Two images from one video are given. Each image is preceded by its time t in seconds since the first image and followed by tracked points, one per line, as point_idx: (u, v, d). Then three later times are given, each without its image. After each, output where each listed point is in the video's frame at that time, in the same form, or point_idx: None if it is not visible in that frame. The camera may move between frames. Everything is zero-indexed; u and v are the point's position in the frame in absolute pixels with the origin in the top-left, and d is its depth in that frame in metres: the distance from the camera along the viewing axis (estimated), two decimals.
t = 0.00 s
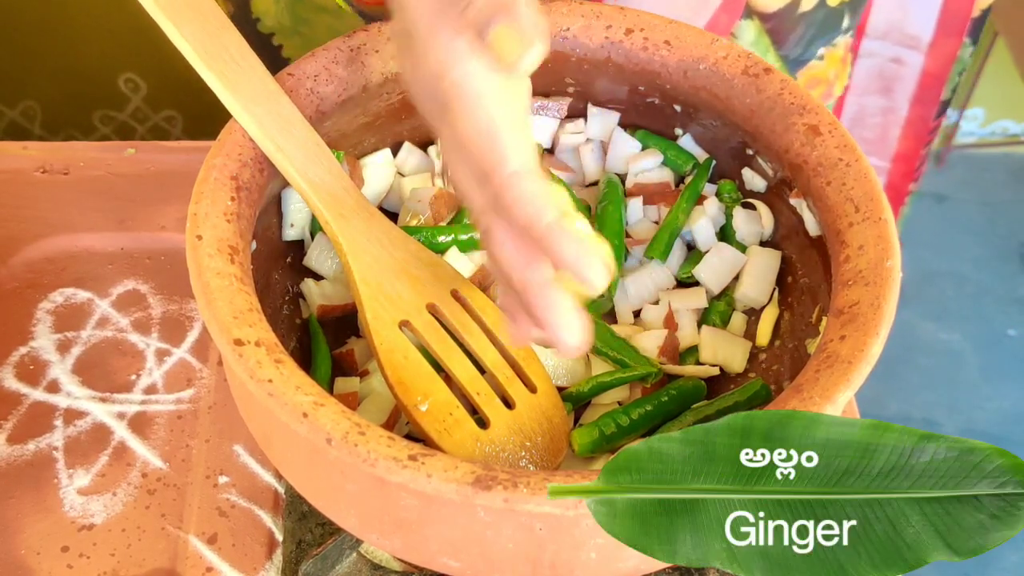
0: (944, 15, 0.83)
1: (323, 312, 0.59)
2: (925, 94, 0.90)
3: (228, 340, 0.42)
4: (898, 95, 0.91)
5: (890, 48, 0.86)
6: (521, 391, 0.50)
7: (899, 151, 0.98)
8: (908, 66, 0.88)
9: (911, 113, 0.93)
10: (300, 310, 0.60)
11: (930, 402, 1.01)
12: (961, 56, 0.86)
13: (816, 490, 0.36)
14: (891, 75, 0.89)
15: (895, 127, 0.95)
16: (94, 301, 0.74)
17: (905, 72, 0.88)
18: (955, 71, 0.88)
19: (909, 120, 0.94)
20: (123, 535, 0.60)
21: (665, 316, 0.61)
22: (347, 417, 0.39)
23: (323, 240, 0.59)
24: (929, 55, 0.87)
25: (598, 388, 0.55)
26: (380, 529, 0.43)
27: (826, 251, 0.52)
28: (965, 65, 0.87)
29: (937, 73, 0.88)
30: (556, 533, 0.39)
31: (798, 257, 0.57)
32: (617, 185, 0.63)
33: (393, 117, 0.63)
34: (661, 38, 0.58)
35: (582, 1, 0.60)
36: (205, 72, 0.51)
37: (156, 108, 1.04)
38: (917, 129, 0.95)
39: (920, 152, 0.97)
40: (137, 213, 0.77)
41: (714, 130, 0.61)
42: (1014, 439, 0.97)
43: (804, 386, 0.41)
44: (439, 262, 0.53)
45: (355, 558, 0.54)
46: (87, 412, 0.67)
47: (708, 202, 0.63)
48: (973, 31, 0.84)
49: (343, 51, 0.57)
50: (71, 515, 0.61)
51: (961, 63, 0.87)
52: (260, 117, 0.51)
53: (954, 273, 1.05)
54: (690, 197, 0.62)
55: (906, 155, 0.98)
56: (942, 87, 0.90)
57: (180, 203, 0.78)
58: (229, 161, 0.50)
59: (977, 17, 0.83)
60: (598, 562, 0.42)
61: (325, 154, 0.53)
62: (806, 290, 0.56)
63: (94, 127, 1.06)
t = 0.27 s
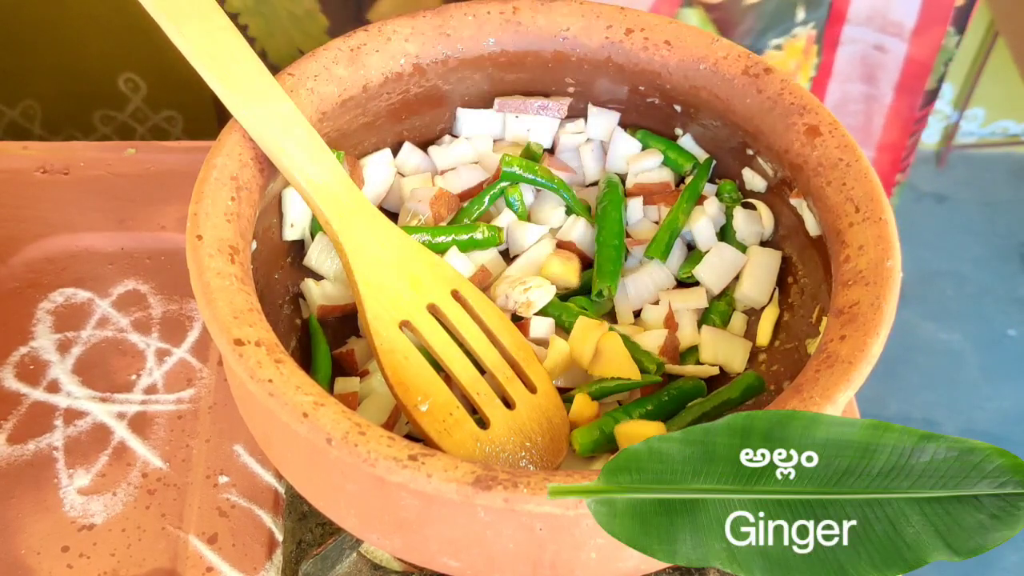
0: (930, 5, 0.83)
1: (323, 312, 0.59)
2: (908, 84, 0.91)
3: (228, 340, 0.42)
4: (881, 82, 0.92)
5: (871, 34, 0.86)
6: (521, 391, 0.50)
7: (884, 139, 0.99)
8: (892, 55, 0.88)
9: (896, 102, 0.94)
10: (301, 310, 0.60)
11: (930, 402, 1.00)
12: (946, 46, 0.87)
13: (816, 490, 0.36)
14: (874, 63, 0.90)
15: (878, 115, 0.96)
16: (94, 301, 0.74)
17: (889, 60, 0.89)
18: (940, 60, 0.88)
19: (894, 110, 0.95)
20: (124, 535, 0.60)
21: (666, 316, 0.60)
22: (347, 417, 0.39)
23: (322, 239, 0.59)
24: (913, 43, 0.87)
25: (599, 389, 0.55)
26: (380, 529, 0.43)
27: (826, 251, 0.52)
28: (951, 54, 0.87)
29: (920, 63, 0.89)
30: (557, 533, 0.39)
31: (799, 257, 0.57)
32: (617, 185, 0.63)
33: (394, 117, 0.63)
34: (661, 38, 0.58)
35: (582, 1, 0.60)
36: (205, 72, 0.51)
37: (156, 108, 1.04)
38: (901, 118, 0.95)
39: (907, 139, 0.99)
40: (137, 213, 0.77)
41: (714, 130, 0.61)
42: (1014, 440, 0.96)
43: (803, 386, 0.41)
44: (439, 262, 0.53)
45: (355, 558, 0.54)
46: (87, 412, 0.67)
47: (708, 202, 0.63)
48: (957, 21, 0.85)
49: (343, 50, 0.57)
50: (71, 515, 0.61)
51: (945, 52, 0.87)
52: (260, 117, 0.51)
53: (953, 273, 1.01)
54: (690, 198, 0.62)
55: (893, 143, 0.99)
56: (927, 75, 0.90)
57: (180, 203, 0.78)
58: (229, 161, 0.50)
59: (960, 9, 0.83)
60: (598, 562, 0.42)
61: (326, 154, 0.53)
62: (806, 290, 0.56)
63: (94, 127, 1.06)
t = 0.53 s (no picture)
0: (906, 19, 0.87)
1: (323, 312, 0.59)
2: (887, 86, 0.95)
3: (228, 340, 0.42)
4: (862, 80, 0.95)
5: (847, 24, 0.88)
6: (521, 391, 0.50)
7: (870, 135, 1.02)
8: (870, 57, 0.92)
9: (878, 98, 0.97)
10: (300, 310, 0.60)
11: (929, 401, 0.98)
12: (929, 50, 0.90)
13: (816, 491, 0.36)
14: (853, 62, 0.93)
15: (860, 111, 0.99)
16: (94, 302, 0.74)
17: (865, 61, 0.92)
18: (925, 65, 0.92)
19: (878, 105, 0.97)
20: (123, 535, 0.60)
21: (666, 316, 0.60)
22: (347, 417, 0.39)
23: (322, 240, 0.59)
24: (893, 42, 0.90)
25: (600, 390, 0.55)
26: (380, 529, 0.43)
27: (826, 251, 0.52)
28: (935, 58, 0.91)
29: (901, 63, 0.92)
30: (557, 533, 0.39)
31: (799, 257, 0.57)
32: (617, 185, 0.63)
33: (394, 118, 0.63)
34: (661, 38, 0.58)
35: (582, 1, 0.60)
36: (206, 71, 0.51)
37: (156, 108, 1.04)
38: (884, 116, 0.98)
39: (899, 145, 1.02)
40: (137, 213, 0.77)
41: (714, 130, 0.61)
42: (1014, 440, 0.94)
43: (803, 386, 0.41)
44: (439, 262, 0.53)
45: (355, 558, 0.54)
46: (87, 412, 0.67)
47: (708, 202, 0.63)
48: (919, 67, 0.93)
49: (343, 51, 0.57)
50: (71, 515, 0.61)
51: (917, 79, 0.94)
52: (261, 118, 0.51)
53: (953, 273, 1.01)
54: (689, 198, 0.62)
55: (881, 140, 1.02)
56: (915, 67, 0.93)
57: (179, 203, 0.78)
58: (229, 161, 0.50)
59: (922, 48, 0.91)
60: (598, 562, 0.42)
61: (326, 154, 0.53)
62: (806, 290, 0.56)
63: (94, 127, 1.06)
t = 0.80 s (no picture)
0: (881, 43, 0.83)
1: (323, 312, 0.59)
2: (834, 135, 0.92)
3: (228, 340, 0.42)
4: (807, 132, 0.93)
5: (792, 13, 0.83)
6: (521, 391, 0.50)
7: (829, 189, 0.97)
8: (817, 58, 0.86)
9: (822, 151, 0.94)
10: (300, 310, 0.60)
11: (931, 401, 0.99)
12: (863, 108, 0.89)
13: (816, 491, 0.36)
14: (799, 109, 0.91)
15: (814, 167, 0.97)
16: (94, 302, 0.74)
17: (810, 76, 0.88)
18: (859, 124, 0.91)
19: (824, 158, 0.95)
20: (123, 535, 0.60)
21: (666, 316, 0.60)
22: (347, 417, 0.39)
23: (322, 240, 0.59)
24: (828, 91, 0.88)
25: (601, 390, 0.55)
26: (379, 529, 0.43)
27: (826, 251, 0.52)
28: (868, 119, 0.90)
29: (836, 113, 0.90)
30: (556, 533, 0.39)
31: (798, 256, 0.57)
32: (617, 185, 0.63)
33: (394, 117, 0.63)
34: (661, 38, 0.58)
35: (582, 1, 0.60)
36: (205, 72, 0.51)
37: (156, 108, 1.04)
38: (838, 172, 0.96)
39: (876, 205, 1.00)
40: (137, 213, 0.77)
41: (713, 130, 0.61)
42: (1015, 439, 0.96)
43: (804, 386, 0.41)
44: (438, 262, 0.53)
45: (355, 558, 0.54)
46: (87, 412, 0.67)
47: (708, 202, 0.62)
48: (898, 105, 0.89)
49: (343, 51, 0.57)
50: (71, 515, 0.61)
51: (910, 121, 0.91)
52: (261, 118, 0.51)
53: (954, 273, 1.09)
54: (689, 197, 0.62)
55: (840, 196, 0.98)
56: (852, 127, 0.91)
57: (180, 203, 0.78)
58: (229, 161, 0.50)
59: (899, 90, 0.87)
60: (598, 562, 0.42)
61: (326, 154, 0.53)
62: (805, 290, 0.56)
63: (94, 127, 1.06)
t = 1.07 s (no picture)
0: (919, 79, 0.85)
1: (323, 312, 0.59)
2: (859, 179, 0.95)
3: (228, 340, 0.42)
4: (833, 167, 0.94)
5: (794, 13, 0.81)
6: (521, 391, 0.50)
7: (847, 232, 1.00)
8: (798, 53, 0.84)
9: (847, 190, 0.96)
10: (300, 310, 0.60)
11: (931, 401, 0.99)
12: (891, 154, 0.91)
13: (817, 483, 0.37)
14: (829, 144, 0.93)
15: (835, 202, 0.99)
16: (93, 302, 0.74)
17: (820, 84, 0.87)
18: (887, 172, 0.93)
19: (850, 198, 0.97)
20: (123, 535, 0.60)
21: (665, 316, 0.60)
22: (347, 417, 0.39)
23: (321, 240, 0.59)
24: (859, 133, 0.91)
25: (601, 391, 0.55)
26: (379, 529, 0.43)
27: (826, 251, 0.52)
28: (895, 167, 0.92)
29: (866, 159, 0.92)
30: (557, 533, 0.39)
31: (798, 256, 0.57)
32: (617, 185, 0.63)
33: (394, 117, 0.63)
34: (661, 38, 0.58)
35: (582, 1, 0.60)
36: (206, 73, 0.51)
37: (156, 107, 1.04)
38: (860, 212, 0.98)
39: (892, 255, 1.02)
40: (137, 213, 0.77)
41: (713, 131, 0.61)
42: (1014, 439, 0.96)
43: (803, 386, 0.41)
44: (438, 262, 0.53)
45: (355, 558, 0.54)
46: (87, 412, 0.67)
47: (708, 202, 0.63)
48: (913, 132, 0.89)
49: (343, 51, 0.57)
50: (71, 515, 0.61)
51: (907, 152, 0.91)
52: (260, 119, 0.51)
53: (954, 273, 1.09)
54: (689, 198, 0.62)
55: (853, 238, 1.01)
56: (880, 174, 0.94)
57: (179, 203, 0.78)
58: (229, 161, 0.50)
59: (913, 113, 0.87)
60: (598, 561, 0.42)
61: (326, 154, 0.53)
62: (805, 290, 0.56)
63: (94, 127, 1.06)
